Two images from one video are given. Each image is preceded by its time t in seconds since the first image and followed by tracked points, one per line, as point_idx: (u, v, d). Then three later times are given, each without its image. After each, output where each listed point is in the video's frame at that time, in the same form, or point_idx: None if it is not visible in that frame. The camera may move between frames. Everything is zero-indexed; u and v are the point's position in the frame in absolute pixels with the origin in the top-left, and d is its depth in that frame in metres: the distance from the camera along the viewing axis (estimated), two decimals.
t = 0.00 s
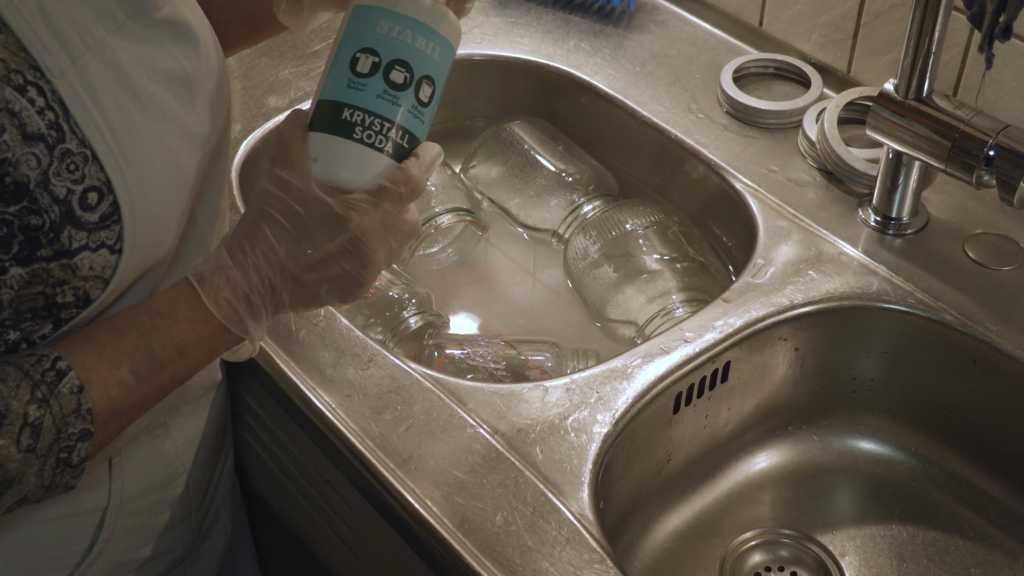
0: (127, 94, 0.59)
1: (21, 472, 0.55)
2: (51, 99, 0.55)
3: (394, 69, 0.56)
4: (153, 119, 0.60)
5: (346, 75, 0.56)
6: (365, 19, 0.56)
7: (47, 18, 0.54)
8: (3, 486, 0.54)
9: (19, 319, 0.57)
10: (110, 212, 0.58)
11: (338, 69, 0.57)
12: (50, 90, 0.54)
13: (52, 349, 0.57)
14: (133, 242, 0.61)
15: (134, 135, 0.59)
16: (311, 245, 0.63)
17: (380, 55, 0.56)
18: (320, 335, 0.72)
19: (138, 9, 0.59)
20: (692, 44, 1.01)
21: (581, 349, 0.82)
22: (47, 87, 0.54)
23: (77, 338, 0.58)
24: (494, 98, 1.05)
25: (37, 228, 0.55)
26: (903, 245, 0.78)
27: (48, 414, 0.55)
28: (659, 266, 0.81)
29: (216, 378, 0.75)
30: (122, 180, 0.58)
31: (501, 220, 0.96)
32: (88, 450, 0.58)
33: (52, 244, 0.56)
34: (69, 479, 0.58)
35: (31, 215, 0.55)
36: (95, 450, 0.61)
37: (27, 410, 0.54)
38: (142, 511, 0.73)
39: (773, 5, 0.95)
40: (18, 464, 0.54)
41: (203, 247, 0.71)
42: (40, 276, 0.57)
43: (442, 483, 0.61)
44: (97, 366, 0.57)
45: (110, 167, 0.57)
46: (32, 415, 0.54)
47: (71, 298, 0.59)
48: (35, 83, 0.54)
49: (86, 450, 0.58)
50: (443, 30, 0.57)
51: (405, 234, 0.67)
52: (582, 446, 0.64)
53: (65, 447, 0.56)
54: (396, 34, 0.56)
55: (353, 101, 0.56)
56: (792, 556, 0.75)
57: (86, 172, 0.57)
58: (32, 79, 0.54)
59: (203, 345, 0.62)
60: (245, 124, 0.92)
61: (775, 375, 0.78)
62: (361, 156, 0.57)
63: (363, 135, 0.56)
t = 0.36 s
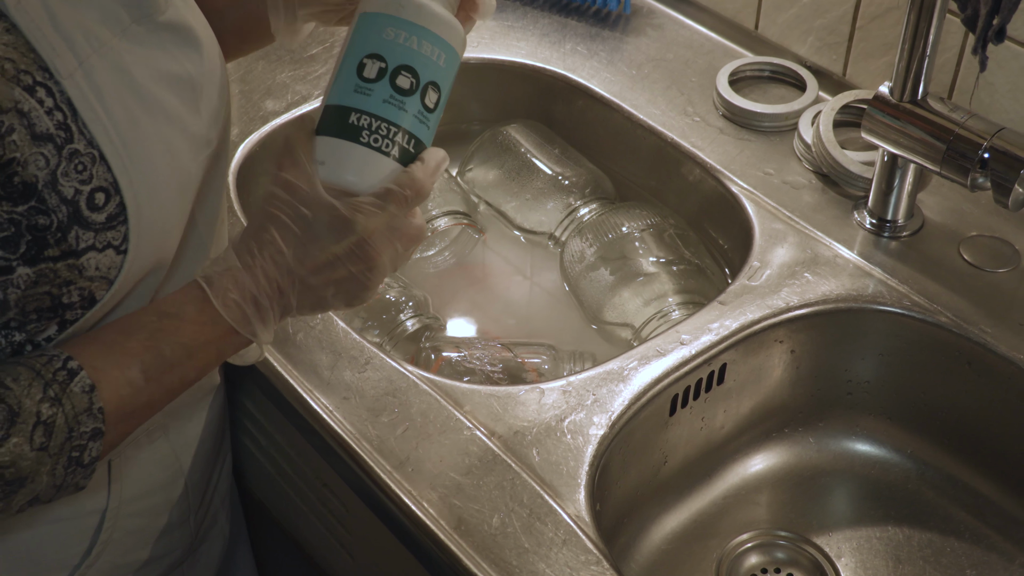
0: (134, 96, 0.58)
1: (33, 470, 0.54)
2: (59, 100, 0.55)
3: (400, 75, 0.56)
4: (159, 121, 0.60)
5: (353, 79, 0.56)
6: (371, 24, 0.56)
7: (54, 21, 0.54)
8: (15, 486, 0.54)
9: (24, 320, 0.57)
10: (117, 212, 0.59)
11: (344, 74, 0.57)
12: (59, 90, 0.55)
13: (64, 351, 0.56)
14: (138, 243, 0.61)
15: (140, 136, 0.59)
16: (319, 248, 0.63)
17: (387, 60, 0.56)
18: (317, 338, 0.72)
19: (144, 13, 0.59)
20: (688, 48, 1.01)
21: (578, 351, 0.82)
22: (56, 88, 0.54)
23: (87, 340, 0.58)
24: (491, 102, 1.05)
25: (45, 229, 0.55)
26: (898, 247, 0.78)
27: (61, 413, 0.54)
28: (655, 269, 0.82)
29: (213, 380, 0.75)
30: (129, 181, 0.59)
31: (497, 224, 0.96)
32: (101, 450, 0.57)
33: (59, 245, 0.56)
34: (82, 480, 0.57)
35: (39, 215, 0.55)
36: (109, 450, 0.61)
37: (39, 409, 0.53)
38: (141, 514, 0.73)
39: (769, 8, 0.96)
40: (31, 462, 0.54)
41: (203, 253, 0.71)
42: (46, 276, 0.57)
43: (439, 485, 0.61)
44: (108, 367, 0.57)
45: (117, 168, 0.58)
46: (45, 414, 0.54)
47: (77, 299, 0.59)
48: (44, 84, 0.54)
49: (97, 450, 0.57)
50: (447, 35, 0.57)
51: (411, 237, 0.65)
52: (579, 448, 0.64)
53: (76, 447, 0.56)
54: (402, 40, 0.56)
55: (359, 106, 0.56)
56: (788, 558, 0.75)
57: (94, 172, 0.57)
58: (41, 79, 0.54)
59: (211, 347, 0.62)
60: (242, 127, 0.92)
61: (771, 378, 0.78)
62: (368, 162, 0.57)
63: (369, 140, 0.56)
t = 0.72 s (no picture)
0: (144, 99, 0.59)
1: (64, 468, 0.55)
2: (75, 102, 0.55)
3: (483, 46, 0.60)
4: (169, 125, 0.61)
5: (440, 61, 0.61)
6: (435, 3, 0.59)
7: (69, 22, 0.54)
8: (46, 485, 0.55)
9: (36, 323, 0.58)
10: (130, 215, 0.59)
11: (431, 59, 0.61)
12: (74, 92, 0.55)
13: (96, 352, 0.58)
14: (149, 247, 0.61)
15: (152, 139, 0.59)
16: (350, 263, 0.71)
17: (468, 35, 0.60)
18: (315, 341, 0.72)
19: (154, 17, 0.60)
20: (685, 50, 1.02)
21: (576, 353, 0.82)
22: (71, 90, 0.55)
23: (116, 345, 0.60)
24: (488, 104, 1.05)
25: (59, 231, 0.56)
26: (897, 250, 0.78)
27: (93, 411, 0.56)
28: (653, 271, 0.82)
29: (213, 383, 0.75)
30: (141, 183, 0.59)
31: (495, 226, 0.96)
32: (130, 453, 0.59)
33: (73, 247, 0.57)
34: (110, 483, 0.58)
35: (54, 217, 0.55)
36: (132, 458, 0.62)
37: (73, 407, 0.55)
38: (145, 518, 0.73)
39: (767, 11, 0.96)
40: (63, 459, 0.55)
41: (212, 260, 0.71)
42: (59, 278, 0.57)
43: (436, 487, 0.61)
44: (144, 365, 0.59)
45: (131, 171, 0.58)
46: (78, 412, 0.55)
47: (88, 302, 0.59)
48: (60, 86, 0.54)
49: (129, 452, 0.59)
50: None
51: (436, 259, 0.72)
52: (577, 451, 0.64)
53: (107, 447, 0.57)
54: (474, 11, 0.59)
55: (460, 86, 0.61)
56: (786, 560, 0.74)
57: (108, 175, 0.57)
58: (57, 81, 0.54)
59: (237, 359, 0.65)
60: (241, 129, 0.92)
61: (769, 380, 0.78)
62: (472, 134, 0.63)
63: (472, 113, 0.62)
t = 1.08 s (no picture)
0: (157, 104, 0.60)
1: (20, 500, 0.56)
2: (86, 107, 0.56)
3: None
4: (181, 130, 0.61)
5: None
6: None
7: (83, 28, 0.56)
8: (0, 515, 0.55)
9: (46, 327, 0.58)
10: (141, 221, 0.59)
11: None
12: (86, 97, 0.56)
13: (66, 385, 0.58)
14: (160, 252, 0.61)
15: (163, 144, 0.60)
16: (333, 315, 0.71)
17: None
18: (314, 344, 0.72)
19: (167, 23, 0.61)
20: (684, 51, 1.01)
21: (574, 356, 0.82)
22: (83, 95, 0.56)
23: (92, 380, 0.60)
24: (486, 106, 1.05)
25: (70, 236, 0.56)
26: (896, 251, 0.78)
27: (54, 445, 0.56)
28: (651, 273, 0.81)
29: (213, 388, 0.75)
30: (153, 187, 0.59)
31: (493, 228, 0.96)
32: (90, 492, 0.59)
33: (83, 252, 0.57)
34: (66, 520, 0.59)
35: (64, 222, 0.55)
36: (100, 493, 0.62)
37: (34, 439, 0.55)
38: (147, 524, 0.73)
39: (765, 12, 0.95)
40: (17, 492, 0.55)
41: (217, 268, 0.70)
42: (70, 283, 0.57)
43: (433, 491, 0.61)
44: (111, 402, 0.59)
45: (142, 175, 0.58)
46: (38, 445, 0.55)
47: (98, 307, 0.59)
48: (72, 91, 0.55)
49: (87, 491, 0.59)
50: None
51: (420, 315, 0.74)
52: (575, 454, 0.64)
53: (65, 483, 0.57)
54: None
55: None
56: (784, 563, 0.74)
57: (119, 180, 0.57)
58: (69, 86, 0.55)
59: (212, 400, 0.64)
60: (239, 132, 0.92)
61: (767, 383, 0.78)
62: None
63: None
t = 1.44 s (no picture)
0: (169, 111, 0.59)
1: (36, 504, 0.55)
2: (99, 113, 0.55)
3: None
4: (191, 136, 0.61)
5: None
6: None
7: (97, 34, 0.55)
8: (17, 519, 0.54)
9: (53, 331, 0.57)
10: (151, 227, 0.59)
11: None
12: (99, 103, 0.55)
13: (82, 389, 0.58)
14: (169, 258, 0.61)
15: (173, 151, 0.59)
16: (338, 317, 0.71)
17: None
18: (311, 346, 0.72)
19: (177, 29, 0.60)
20: (684, 51, 1.01)
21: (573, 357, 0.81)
22: (96, 101, 0.55)
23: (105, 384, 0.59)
24: (484, 106, 1.05)
25: (81, 241, 0.56)
26: (896, 252, 0.77)
27: (71, 448, 0.55)
28: (651, 273, 0.81)
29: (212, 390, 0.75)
30: (163, 193, 0.59)
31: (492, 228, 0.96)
32: (106, 495, 0.58)
33: (94, 257, 0.57)
34: (81, 525, 0.58)
35: (75, 227, 0.55)
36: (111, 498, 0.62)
37: (51, 442, 0.55)
38: (147, 527, 0.73)
39: (765, 11, 0.95)
40: (34, 495, 0.54)
41: (220, 272, 0.69)
42: (79, 289, 0.57)
43: (432, 493, 0.61)
44: (123, 403, 0.58)
45: (153, 181, 0.58)
46: (56, 448, 0.55)
47: (106, 312, 0.59)
48: (85, 96, 0.55)
49: (103, 495, 0.58)
50: None
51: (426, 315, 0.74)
52: (573, 456, 0.64)
53: (81, 487, 0.56)
54: None
55: None
56: (784, 565, 0.74)
57: (130, 186, 0.57)
58: (82, 91, 0.55)
59: (222, 403, 0.64)
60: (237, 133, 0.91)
61: (767, 384, 0.77)
62: None
63: None
